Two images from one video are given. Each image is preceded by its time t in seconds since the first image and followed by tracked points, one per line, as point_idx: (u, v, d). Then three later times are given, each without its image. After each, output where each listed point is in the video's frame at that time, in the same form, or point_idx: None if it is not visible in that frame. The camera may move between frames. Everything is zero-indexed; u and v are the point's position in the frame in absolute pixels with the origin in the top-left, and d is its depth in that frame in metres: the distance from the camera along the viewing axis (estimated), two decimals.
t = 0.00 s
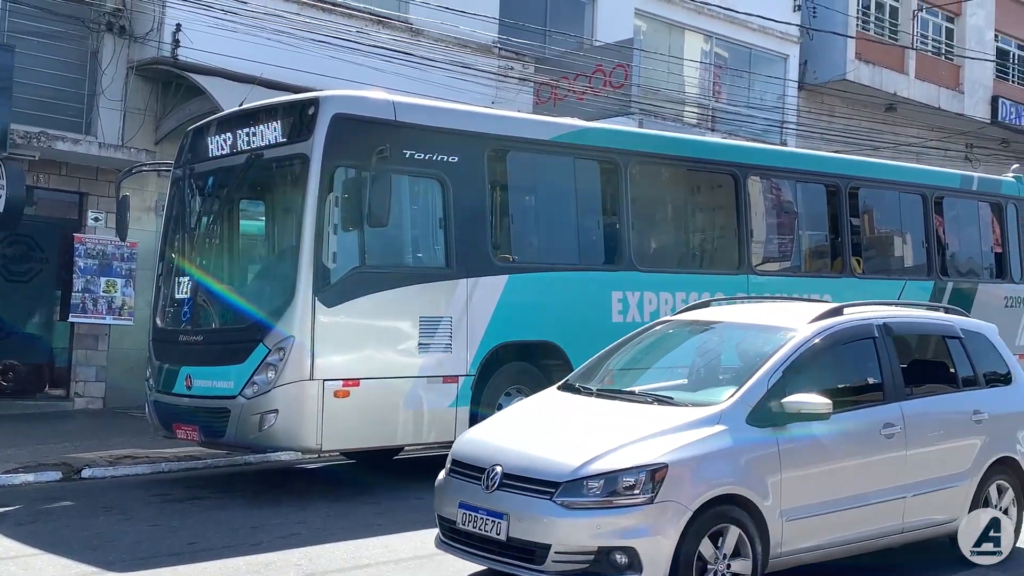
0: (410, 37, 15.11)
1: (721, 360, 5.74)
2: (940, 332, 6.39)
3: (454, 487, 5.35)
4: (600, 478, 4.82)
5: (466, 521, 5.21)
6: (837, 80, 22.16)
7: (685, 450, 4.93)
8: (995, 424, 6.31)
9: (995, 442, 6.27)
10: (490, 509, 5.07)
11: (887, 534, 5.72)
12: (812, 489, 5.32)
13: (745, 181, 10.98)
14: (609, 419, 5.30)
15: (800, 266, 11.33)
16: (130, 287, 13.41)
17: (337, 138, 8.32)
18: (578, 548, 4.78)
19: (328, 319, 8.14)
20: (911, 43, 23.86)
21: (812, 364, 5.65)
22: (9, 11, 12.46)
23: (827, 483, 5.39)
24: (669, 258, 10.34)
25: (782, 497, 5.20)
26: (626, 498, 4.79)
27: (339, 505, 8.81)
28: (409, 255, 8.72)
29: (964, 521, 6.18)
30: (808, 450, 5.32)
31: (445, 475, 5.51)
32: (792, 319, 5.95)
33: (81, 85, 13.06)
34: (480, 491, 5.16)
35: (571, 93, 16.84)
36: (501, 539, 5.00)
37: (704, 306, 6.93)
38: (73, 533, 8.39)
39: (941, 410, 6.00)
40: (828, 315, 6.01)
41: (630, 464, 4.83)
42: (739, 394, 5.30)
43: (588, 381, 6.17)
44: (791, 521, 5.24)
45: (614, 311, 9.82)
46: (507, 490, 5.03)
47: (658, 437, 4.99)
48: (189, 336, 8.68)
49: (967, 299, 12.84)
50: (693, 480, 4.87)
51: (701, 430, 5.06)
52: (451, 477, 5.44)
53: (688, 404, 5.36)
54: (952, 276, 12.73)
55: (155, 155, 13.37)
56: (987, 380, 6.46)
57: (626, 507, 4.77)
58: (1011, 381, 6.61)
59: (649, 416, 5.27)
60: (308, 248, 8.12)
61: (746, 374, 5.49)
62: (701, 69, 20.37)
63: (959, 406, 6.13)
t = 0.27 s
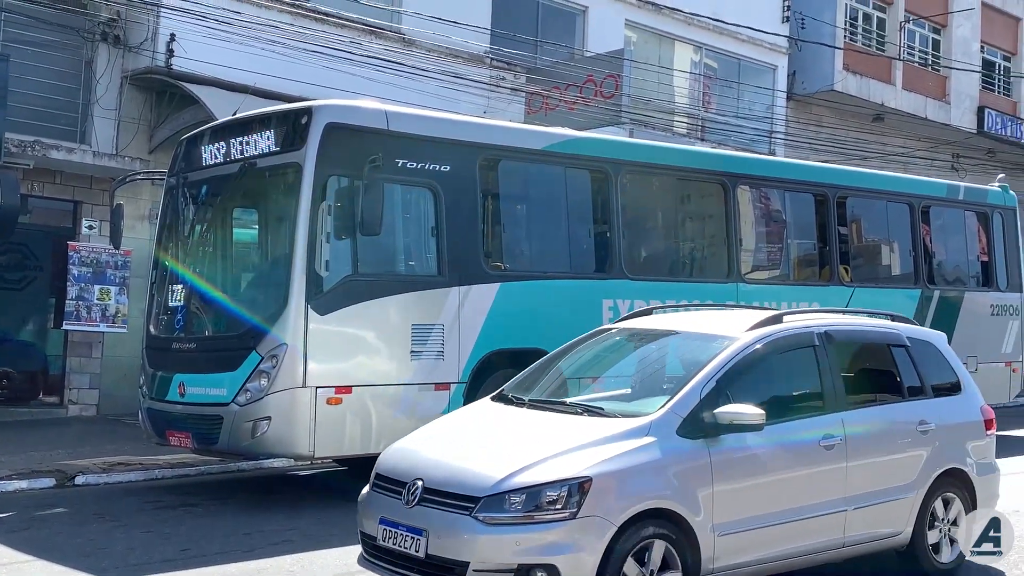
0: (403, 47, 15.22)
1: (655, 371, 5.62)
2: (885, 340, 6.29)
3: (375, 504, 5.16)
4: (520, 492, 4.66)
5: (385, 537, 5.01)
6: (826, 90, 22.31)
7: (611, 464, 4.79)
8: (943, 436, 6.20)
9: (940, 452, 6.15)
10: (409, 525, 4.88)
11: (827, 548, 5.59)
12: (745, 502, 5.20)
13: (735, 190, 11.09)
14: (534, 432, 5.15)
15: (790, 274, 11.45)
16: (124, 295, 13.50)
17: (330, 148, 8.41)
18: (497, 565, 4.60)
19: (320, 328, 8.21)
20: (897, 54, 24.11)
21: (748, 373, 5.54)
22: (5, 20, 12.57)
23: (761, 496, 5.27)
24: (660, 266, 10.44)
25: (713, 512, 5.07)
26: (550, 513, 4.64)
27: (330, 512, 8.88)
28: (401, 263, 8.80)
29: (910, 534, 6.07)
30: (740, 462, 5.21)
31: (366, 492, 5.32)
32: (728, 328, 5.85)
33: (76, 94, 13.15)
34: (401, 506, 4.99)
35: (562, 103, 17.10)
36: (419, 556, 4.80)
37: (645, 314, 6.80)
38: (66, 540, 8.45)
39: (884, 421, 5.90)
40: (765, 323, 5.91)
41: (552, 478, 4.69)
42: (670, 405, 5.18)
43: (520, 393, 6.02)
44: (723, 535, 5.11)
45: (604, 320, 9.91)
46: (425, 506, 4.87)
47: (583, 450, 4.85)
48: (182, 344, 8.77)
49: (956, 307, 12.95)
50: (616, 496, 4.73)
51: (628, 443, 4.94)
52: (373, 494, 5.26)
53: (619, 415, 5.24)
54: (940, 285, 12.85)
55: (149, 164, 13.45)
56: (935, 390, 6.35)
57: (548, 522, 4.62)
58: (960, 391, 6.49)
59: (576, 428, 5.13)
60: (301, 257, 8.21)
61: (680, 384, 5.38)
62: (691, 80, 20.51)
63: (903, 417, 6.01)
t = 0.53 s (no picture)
0: (401, 68, 15.92)
1: (579, 375, 5.74)
2: (810, 344, 6.50)
3: (294, 509, 5.22)
4: (433, 498, 4.71)
5: (303, 544, 5.06)
6: (798, 109, 23.13)
7: (524, 470, 4.87)
8: (866, 439, 6.40)
9: (863, 455, 6.35)
10: (324, 532, 4.94)
11: (748, 550, 5.76)
12: (663, 506, 5.32)
13: (714, 203, 11.78)
14: (453, 437, 5.24)
15: (766, 282, 12.15)
16: (138, 302, 14.06)
17: (333, 164, 9.09)
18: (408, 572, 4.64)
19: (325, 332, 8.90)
20: (866, 75, 24.80)
21: (669, 378, 5.67)
22: (25, 43, 13.25)
23: (681, 499, 5.40)
24: (644, 274, 11.12)
25: (630, 516, 5.19)
26: (461, 520, 4.69)
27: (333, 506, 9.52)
28: (400, 272, 9.48)
29: (832, 535, 6.25)
30: (658, 466, 5.33)
31: (287, 498, 5.38)
32: (652, 334, 5.99)
33: (92, 113, 13.84)
34: (317, 513, 5.04)
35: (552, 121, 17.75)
36: (333, 563, 4.85)
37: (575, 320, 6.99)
38: (84, 533, 9.08)
39: (804, 424, 6.07)
40: (689, 329, 6.07)
41: (465, 484, 4.75)
42: (587, 410, 5.29)
43: (449, 396, 6.14)
44: (640, 538, 5.23)
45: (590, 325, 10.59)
46: (341, 513, 4.92)
47: (497, 456, 4.92)
48: (193, 348, 9.43)
49: (923, 314, 13.66)
50: (529, 502, 4.81)
51: (543, 448, 5.03)
52: (293, 501, 5.32)
53: (537, 420, 5.34)
54: (907, 292, 13.56)
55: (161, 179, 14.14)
56: (859, 393, 6.56)
57: (460, 529, 4.68)
58: (886, 393, 6.74)
59: (494, 433, 5.21)
60: (305, 267, 8.87)
61: (598, 389, 5.50)
62: (673, 99, 21.27)
63: (827, 421, 6.21)
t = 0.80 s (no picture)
0: (402, 85, 16.63)
1: (517, 377, 5.84)
2: (750, 346, 6.69)
3: (228, 513, 5.28)
4: (362, 502, 4.76)
5: (235, 547, 5.12)
6: (778, 124, 23.80)
7: (453, 472, 4.93)
8: (804, 439, 6.60)
9: (801, 455, 6.56)
10: (254, 535, 5.00)
11: (686, 551, 5.89)
12: (598, 506, 5.42)
13: (698, 213, 12.45)
14: (386, 440, 5.30)
15: (747, 287, 12.81)
16: (152, 307, 14.90)
17: (337, 177, 9.75)
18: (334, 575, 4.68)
19: (330, 334, 9.54)
20: (843, 92, 25.53)
21: (605, 381, 5.78)
22: (44, 61, 13.87)
23: (617, 501, 5.51)
24: (632, 281, 11.77)
25: (564, 517, 5.27)
26: (389, 523, 4.74)
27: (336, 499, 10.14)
28: (400, 278, 10.13)
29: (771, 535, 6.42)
30: (593, 466, 5.43)
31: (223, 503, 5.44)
32: (591, 337, 6.12)
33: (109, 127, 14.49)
34: (249, 516, 5.10)
35: (545, 135, 18.43)
36: (262, 566, 4.91)
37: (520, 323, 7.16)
38: (99, 527, 9.68)
39: (742, 426, 6.23)
40: (628, 331, 6.22)
41: (394, 486, 4.81)
42: (522, 412, 5.38)
43: (391, 400, 6.20)
44: (575, 540, 5.32)
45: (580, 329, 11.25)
46: (271, 516, 4.98)
47: (426, 460, 4.98)
48: (204, 351, 10.07)
49: (895, 318, 14.35)
50: (459, 504, 4.87)
51: (476, 450, 5.11)
52: (229, 504, 5.37)
53: (472, 423, 5.41)
54: (882, 296, 14.23)
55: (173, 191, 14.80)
56: (798, 394, 6.76)
57: (387, 532, 4.72)
58: (825, 394, 6.95)
59: (425, 437, 5.27)
60: (310, 274, 9.52)
61: (534, 392, 5.58)
62: (660, 114, 21.99)
63: (766, 422, 6.38)
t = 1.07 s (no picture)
0: (403, 96, 17.15)
1: (476, 381, 5.97)
2: (711, 348, 6.89)
3: (190, 514, 5.41)
4: (314, 504, 4.87)
5: (193, 549, 5.25)
6: (767, 133, 24.33)
7: (406, 475, 5.03)
8: (763, 440, 6.81)
9: (761, 456, 6.75)
10: (211, 538, 5.11)
11: (645, 550, 6.06)
12: (554, 506, 5.56)
13: (689, 219, 12.92)
14: (343, 444, 5.40)
15: (736, 291, 13.26)
16: (160, 310, 15.29)
17: (342, 183, 10.20)
18: None
19: (332, 335, 9.98)
20: (827, 102, 26.06)
21: (565, 381, 5.97)
22: (57, 73, 14.29)
23: (573, 501, 5.65)
24: (624, 284, 12.22)
25: (520, 518, 5.40)
26: (340, 525, 4.84)
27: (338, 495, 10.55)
28: (401, 282, 10.57)
29: (730, 535, 6.60)
30: (549, 466, 5.57)
31: (184, 505, 5.56)
32: (550, 341, 6.27)
33: (119, 137, 14.95)
34: (207, 520, 5.22)
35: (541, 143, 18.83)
36: (217, 568, 5.03)
37: (489, 325, 7.37)
38: (107, 523, 10.08)
39: (701, 428, 6.41)
40: (588, 334, 6.41)
41: (346, 488, 4.91)
42: (479, 414, 5.52)
43: (355, 404, 6.32)
44: (530, 541, 5.44)
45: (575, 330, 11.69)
46: (227, 518, 5.10)
47: (379, 463, 5.08)
48: (211, 352, 10.50)
49: (879, 320, 14.81)
50: (411, 506, 4.97)
51: (431, 452, 5.22)
52: (190, 507, 5.49)
53: (430, 424, 5.55)
54: (865, 300, 14.69)
55: (180, 198, 15.26)
56: (759, 394, 6.99)
57: (338, 535, 4.82)
58: (789, 396, 7.20)
59: (382, 439, 5.37)
60: (315, 276, 9.94)
61: (492, 394, 5.73)
62: (652, 124, 22.46)
63: (727, 424, 6.59)
